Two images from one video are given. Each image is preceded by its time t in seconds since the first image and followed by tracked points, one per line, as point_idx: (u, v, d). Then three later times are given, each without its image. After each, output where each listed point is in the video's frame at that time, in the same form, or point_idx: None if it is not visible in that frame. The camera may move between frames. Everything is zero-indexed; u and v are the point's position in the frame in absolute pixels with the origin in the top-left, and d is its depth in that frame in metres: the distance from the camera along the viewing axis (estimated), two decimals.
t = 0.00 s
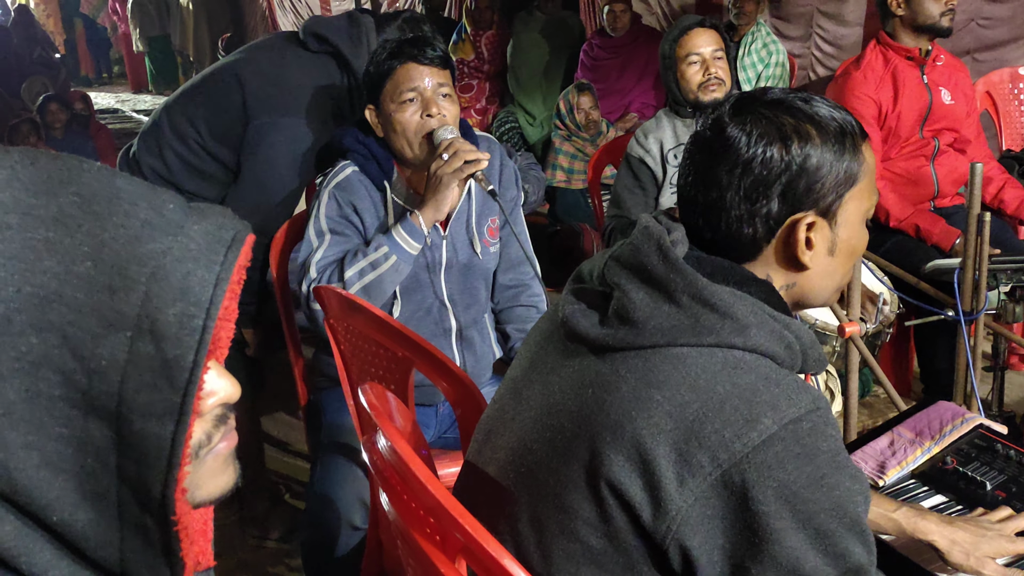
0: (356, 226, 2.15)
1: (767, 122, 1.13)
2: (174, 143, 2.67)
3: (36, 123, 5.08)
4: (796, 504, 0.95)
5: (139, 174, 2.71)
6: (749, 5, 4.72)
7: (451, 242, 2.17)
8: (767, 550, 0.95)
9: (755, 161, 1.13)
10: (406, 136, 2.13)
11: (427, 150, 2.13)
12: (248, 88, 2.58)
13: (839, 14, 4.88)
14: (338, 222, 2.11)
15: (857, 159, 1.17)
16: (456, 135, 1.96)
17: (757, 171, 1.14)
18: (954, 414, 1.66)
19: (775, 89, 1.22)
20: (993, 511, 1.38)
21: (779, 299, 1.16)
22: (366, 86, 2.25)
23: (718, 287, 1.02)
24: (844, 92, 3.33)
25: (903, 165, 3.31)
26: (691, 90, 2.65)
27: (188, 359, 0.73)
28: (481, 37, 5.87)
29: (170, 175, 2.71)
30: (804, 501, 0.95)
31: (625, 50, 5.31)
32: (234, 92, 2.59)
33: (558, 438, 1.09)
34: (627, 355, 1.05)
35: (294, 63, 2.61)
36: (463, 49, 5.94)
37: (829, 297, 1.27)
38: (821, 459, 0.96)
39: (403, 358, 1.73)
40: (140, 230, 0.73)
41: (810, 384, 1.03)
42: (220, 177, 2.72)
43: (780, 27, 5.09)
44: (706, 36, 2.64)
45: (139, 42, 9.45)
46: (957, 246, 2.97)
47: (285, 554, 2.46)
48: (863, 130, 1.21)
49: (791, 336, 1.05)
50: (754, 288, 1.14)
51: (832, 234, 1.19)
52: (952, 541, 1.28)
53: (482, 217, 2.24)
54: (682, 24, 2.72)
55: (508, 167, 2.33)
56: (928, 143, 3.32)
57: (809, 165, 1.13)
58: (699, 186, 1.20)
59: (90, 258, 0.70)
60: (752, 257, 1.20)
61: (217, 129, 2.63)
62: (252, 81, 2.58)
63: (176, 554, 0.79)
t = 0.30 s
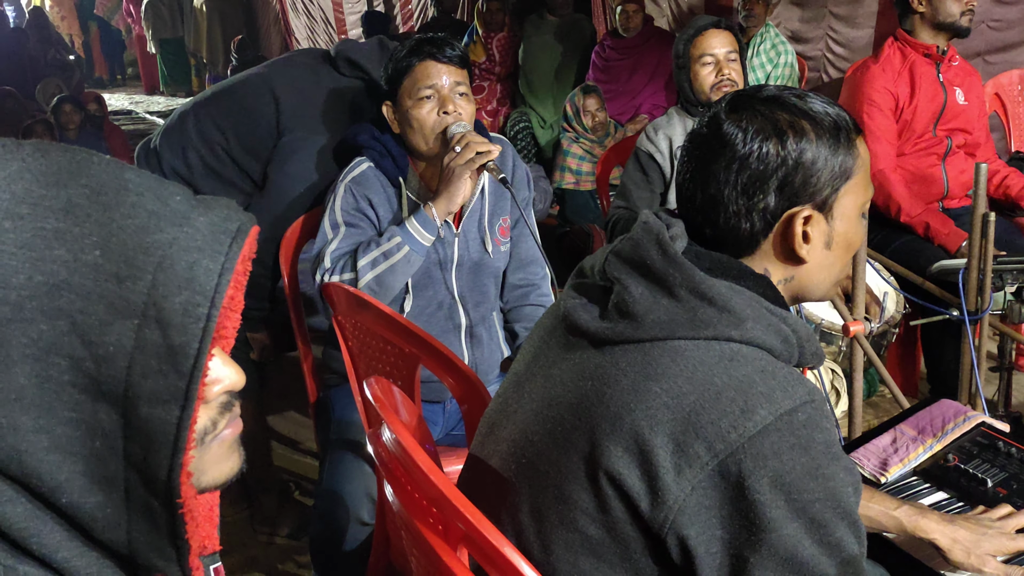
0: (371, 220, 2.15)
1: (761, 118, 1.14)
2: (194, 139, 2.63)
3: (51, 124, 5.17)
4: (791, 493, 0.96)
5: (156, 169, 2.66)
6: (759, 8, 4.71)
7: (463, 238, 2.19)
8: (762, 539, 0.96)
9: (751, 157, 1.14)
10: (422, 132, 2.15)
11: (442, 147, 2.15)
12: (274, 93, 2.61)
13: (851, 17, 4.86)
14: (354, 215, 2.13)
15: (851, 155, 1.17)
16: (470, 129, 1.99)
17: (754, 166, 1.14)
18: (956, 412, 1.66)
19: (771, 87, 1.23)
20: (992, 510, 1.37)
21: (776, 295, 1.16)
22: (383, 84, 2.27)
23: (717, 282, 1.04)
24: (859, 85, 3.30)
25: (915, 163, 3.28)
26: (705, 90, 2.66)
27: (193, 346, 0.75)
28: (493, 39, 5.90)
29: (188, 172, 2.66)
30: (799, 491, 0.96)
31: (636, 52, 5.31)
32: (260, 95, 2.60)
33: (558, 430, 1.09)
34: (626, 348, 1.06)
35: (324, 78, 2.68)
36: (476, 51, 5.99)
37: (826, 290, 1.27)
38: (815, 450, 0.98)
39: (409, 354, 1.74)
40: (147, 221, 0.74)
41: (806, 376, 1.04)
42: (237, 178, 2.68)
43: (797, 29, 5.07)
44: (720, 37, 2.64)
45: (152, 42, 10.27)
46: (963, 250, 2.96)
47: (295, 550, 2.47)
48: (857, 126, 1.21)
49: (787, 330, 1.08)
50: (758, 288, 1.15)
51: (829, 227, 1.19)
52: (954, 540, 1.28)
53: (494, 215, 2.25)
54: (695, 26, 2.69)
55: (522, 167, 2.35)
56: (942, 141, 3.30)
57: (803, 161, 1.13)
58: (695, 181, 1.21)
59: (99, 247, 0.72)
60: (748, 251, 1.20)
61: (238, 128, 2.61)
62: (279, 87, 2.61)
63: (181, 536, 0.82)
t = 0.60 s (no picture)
0: (378, 217, 2.17)
1: (754, 128, 1.15)
2: (209, 139, 2.61)
3: (56, 125, 5.20)
4: (798, 492, 0.97)
5: (171, 171, 2.62)
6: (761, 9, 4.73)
7: (467, 237, 2.21)
8: (784, 538, 0.97)
9: (744, 163, 1.15)
10: (429, 131, 2.15)
11: (448, 147, 2.16)
12: (288, 91, 2.63)
13: (858, 18, 4.87)
14: (361, 211, 2.14)
15: (850, 162, 1.16)
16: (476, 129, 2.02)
17: (744, 175, 1.15)
18: (956, 411, 1.66)
19: (772, 93, 1.23)
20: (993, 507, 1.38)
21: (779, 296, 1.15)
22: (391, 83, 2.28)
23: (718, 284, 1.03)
24: (861, 82, 3.30)
25: (916, 162, 3.26)
26: (709, 90, 2.65)
27: (195, 342, 0.76)
28: (497, 40, 5.91)
29: (204, 173, 2.63)
30: (806, 490, 0.97)
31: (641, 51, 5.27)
32: (274, 92, 2.63)
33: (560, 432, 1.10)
34: (630, 350, 1.07)
35: (329, 79, 2.71)
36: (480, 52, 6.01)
37: (828, 297, 1.26)
38: (821, 448, 0.99)
39: (412, 353, 1.74)
40: (151, 219, 0.75)
41: (808, 377, 1.03)
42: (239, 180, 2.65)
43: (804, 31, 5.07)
44: (727, 38, 2.64)
45: (157, 44, 10.34)
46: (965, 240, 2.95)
47: (299, 549, 2.49)
48: (860, 131, 1.19)
49: (790, 334, 1.06)
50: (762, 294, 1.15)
51: (825, 237, 1.18)
52: (955, 540, 1.28)
53: (499, 216, 2.26)
54: (703, 25, 2.69)
55: (527, 169, 2.36)
56: (943, 141, 3.29)
57: (796, 170, 1.13)
58: (695, 187, 1.22)
59: (104, 245, 0.73)
60: (743, 258, 1.20)
61: (254, 125, 2.60)
62: (291, 86, 2.64)
63: (185, 531, 0.83)
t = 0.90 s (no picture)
0: (379, 218, 2.17)
1: (768, 142, 1.13)
2: (214, 138, 2.66)
3: (60, 126, 5.23)
4: (808, 505, 0.98)
5: (178, 170, 2.68)
6: (761, 10, 4.70)
7: (470, 239, 2.21)
8: (793, 549, 0.99)
9: (756, 176, 1.14)
10: (431, 133, 2.16)
11: (450, 149, 2.17)
12: (290, 91, 2.64)
13: (864, 21, 4.88)
14: (363, 212, 2.14)
15: (867, 178, 1.14)
16: (479, 131, 2.02)
17: (754, 190, 1.14)
18: (957, 413, 1.66)
19: (790, 103, 1.21)
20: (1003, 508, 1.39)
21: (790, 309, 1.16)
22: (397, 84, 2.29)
23: (725, 295, 1.03)
24: (863, 86, 3.34)
25: (916, 164, 3.28)
26: (708, 93, 2.66)
27: (202, 344, 0.76)
28: (499, 42, 5.92)
29: (209, 172, 2.67)
30: (816, 503, 0.98)
31: (645, 51, 5.30)
32: (276, 93, 2.64)
33: (568, 440, 1.10)
34: (639, 361, 1.06)
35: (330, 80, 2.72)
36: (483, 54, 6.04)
37: (842, 312, 1.25)
38: (832, 460, 0.99)
39: (414, 354, 1.74)
40: (158, 221, 0.76)
41: (818, 389, 1.04)
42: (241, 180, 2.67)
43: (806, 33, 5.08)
44: (727, 41, 2.64)
45: (160, 46, 10.36)
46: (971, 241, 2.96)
47: (302, 550, 2.49)
48: (881, 146, 1.17)
49: (800, 345, 1.06)
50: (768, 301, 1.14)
51: (838, 254, 1.17)
52: (971, 543, 1.28)
53: (500, 218, 2.26)
54: (704, 27, 2.67)
55: (529, 172, 2.37)
56: (944, 144, 3.29)
57: (808, 186, 1.11)
58: (708, 199, 1.20)
59: (111, 247, 0.74)
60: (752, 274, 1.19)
61: (256, 125, 2.62)
62: (293, 86, 2.65)
63: (190, 529, 0.84)
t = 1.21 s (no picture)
0: (382, 224, 2.17)
1: (781, 152, 1.12)
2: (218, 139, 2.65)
3: (65, 129, 5.25)
4: (819, 516, 0.98)
5: (181, 175, 2.64)
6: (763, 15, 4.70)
7: (473, 244, 2.20)
8: (803, 559, 0.99)
9: (770, 187, 1.13)
10: (434, 138, 2.17)
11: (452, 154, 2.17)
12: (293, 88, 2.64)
13: (867, 24, 4.89)
14: (366, 217, 2.14)
15: (883, 188, 1.12)
16: (480, 137, 2.02)
17: (768, 201, 1.13)
18: (961, 416, 1.66)
19: (808, 111, 1.20)
20: None
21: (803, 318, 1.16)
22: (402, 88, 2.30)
23: (735, 303, 1.03)
24: (861, 98, 3.34)
25: (918, 170, 3.28)
26: (709, 98, 2.66)
27: (209, 345, 0.77)
28: (503, 45, 5.95)
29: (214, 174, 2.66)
30: (827, 513, 0.98)
31: (654, 52, 5.28)
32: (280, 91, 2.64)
33: (576, 446, 1.10)
34: (649, 369, 1.06)
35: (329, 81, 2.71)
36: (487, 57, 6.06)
37: (856, 322, 1.24)
38: (843, 470, 0.99)
39: (419, 356, 1.75)
40: (166, 223, 0.76)
41: (829, 398, 1.03)
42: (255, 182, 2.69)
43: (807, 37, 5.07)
44: (726, 45, 2.64)
45: (164, 48, 10.43)
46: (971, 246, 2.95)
47: (306, 553, 2.50)
48: (898, 155, 1.15)
49: (811, 354, 1.05)
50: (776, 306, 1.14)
51: (851, 266, 1.16)
52: (1004, 564, 1.26)
53: (504, 221, 2.25)
54: (703, 32, 2.67)
55: (533, 175, 2.36)
56: (945, 150, 3.28)
57: (823, 198, 1.10)
58: (722, 209, 1.20)
59: (119, 249, 0.74)
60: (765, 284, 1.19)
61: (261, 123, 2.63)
62: (296, 86, 2.64)
63: (197, 530, 0.84)
